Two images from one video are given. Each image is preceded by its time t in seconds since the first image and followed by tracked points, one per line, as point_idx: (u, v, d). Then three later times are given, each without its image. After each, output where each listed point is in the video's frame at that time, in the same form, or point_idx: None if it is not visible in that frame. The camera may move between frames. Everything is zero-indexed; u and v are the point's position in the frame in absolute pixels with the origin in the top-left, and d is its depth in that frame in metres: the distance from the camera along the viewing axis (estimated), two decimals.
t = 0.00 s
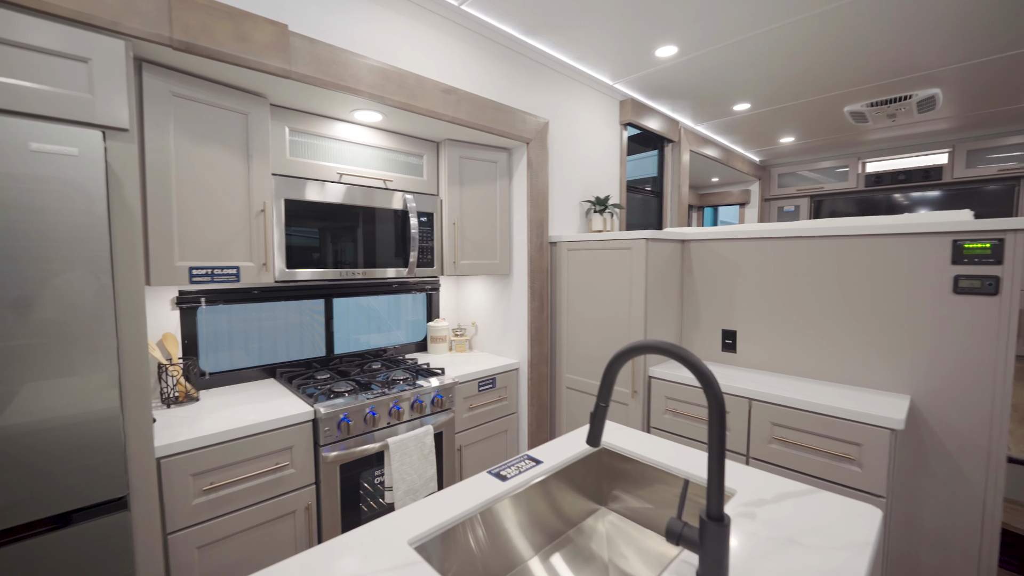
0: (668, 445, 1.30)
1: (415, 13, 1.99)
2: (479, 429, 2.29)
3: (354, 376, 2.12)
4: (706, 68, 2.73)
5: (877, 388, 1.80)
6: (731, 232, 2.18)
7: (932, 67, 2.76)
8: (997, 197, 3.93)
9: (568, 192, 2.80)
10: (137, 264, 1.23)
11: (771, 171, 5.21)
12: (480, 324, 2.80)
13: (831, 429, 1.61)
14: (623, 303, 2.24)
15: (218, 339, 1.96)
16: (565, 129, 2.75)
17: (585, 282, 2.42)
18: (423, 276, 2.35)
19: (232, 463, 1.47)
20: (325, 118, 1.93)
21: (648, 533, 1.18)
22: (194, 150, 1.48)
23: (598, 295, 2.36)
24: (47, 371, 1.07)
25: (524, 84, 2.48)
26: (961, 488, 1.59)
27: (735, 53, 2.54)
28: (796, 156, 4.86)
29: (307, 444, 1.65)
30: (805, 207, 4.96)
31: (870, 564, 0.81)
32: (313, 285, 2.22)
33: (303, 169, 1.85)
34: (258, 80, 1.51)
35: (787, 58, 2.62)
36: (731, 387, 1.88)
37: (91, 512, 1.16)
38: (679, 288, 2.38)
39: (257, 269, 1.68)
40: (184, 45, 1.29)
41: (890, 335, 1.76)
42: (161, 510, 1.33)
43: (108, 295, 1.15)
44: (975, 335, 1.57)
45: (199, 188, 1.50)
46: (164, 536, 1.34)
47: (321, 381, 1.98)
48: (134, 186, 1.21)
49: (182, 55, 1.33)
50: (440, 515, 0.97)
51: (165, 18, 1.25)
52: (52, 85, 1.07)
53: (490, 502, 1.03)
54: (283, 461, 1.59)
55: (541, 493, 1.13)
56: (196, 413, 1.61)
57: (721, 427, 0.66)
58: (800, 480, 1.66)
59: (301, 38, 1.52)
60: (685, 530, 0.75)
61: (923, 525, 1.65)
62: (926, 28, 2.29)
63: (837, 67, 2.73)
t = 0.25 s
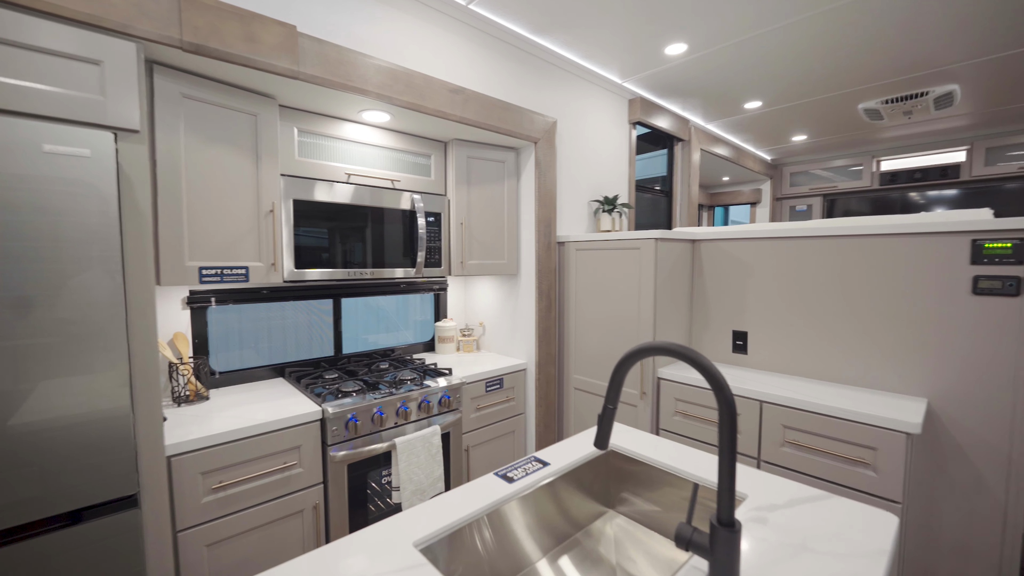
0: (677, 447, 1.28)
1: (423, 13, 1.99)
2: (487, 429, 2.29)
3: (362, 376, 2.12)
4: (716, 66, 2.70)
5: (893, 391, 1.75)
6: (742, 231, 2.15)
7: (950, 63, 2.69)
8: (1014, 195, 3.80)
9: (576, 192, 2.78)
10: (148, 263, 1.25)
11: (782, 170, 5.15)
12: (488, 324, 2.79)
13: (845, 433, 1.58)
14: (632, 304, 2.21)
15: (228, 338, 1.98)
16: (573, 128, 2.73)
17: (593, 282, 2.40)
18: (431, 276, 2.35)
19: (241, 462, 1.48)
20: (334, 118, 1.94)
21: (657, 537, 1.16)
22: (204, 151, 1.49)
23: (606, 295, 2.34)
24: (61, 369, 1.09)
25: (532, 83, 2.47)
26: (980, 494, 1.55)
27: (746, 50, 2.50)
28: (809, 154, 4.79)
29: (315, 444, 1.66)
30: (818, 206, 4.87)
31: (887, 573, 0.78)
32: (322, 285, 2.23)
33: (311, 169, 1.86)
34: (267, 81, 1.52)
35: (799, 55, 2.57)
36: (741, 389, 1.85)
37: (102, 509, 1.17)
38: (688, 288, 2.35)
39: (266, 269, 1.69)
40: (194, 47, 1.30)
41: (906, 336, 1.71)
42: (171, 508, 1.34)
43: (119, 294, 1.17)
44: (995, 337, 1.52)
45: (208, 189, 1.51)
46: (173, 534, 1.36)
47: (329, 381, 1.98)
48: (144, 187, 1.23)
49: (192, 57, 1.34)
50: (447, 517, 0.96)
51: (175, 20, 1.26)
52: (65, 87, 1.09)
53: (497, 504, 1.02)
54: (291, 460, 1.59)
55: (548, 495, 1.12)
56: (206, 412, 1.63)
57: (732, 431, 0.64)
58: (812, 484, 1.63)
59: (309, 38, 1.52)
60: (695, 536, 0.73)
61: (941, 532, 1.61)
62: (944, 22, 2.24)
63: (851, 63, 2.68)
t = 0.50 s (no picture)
0: (686, 450, 1.26)
1: (430, 13, 1.99)
2: (494, 430, 2.28)
3: (369, 375, 2.13)
4: (726, 63, 2.66)
5: (908, 394, 1.71)
6: (753, 231, 2.11)
7: (969, 58, 2.63)
8: None
9: (585, 191, 2.76)
10: (158, 263, 1.26)
11: (794, 168, 5.06)
12: (495, 324, 2.79)
13: (859, 437, 1.54)
14: (640, 305, 2.19)
15: (237, 337, 2.00)
16: (582, 127, 2.71)
17: (601, 282, 2.39)
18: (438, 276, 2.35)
19: (249, 460, 1.49)
20: (342, 119, 1.95)
21: (665, 542, 1.15)
22: (213, 152, 1.50)
23: (614, 295, 2.32)
24: (73, 368, 1.10)
25: (539, 82, 2.46)
26: (1000, 501, 1.50)
27: (757, 47, 2.47)
28: (822, 152, 4.71)
29: (323, 443, 1.67)
30: (831, 204, 4.75)
31: None
32: (331, 285, 2.24)
33: (319, 170, 1.87)
34: (275, 82, 1.53)
35: (812, 52, 2.53)
36: (752, 391, 1.82)
37: (114, 507, 1.19)
38: (698, 288, 2.32)
39: (275, 269, 1.70)
40: (203, 49, 1.31)
41: (922, 339, 1.67)
42: (180, 506, 1.35)
43: (129, 293, 1.18)
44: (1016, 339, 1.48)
45: (217, 190, 1.53)
46: (182, 532, 1.37)
47: (337, 381, 1.99)
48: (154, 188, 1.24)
49: (201, 59, 1.35)
50: (452, 519, 0.96)
51: (185, 22, 1.28)
52: (77, 89, 1.11)
53: (503, 507, 1.01)
54: (299, 459, 1.60)
55: (555, 497, 1.10)
56: (216, 411, 1.65)
57: (742, 436, 0.63)
58: (825, 489, 1.60)
59: (317, 39, 1.53)
60: (703, 542, 0.71)
61: (960, 539, 1.57)
62: (963, 16, 2.18)
63: (866, 59, 2.62)
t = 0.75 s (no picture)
0: (696, 453, 1.24)
1: (438, 13, 1.99)
2: (502, 431, 2.28)
3: (377, 375, 2.14)
4: (737, 61, 2.62)
5: (926, 398, 1.67)
6: (765, 230, 2.08)
7: (989, 53, 2.56)
8: None
9: (593, 191, 2.74)
10: (168, 263, 1.27)
11: (807, 167, 4.97)
12: (503, 325, 2.78)
13: (874, 441, 1.50)
14: (649, 305, 2.17)
15: (247, 337, 2.02)
16: (590, 126, 2.69)
17: (610, 282, 2.37)
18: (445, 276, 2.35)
19: (258, 459, 1.50)
20: (349, 120, 1.96)
21: (673, 546, 1.13)
22: (223, 154, 1.52)
23: (622, 296, 2.30)
24: (85, 366, 1.12)
25: (547, 81, 2.45)
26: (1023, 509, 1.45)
27: (769, 44, 2.43)
28: (836, 151, 4.62)
29: (331, 443, 1.67)
30: (846, 203, 4.65)
31: None
32: (339, 285, 2.25)
33: (328, 171, 1.88)
34: (284, 83, 1.54)
35: (825, 48, 2.48)
36: (763, 394, 1.79)
37: (124, 504, 1.20)
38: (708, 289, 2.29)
39: (283, 269, 1.71)
40: (212, 50, 1.33)
41: (940, 341, 1.63)
42: (190, 504, 1.37)
43: (140, 293, 1.20)
44: None
45: (227, 190, 1.54)
46: (192, 529, 1.38)
47: (345, 380, 2.00)
48: (164, 188, 1.25)
49: (211, 61, 1.36)
50: (457, 521, 0.95)
51: (194, 24, 1.29)
52: (89, 92, 1.12)
53: (508, 509, 1.00)
54: (306, 458, 1.61)
55: (562, 499, 1.09)
56: (225, 409, 1.66)
57: (752, 441, 0.61)
58: (838, 494, 1.57)
59: (325, 41, 1.54)
60: (712, 548, 0.69)
61: (979, 548, 1.52)
62: (983, 10, 2.12)
63: (881, 55, 2.56)
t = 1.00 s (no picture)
0: (706, 456, 1.22)
1: (447, 13, 1.98)
2: (510, 431, 2.27)
3: (386, 375, 2.14)
4: (750, 58, 2.58)
5: (947, 402, 1.61)
6: (779, 230, 2.04)
7: (1014, 46, 2.47)
8: None
9: (603, 190, 2.72)
10: (180, 264, 1.29)
11: (823, 165, 4.88)
12: (512, 325, 2.77)
13: (891, 446, 1.47)
14: (659, 306, 2.14)
15: (259, 336, 2.04)
16: (600, 125, 2.67)
17: (619, 283, 2.34)
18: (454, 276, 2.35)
19: (268, 457, 1.51)
20: (359, 121, 1.97)
21: (683, 551, 1.11)
22: (234, 155, 1.53)
23: (632, 296, 2.28)
24: (99, 365, 1.14)
25: (557, 80, 2.43)
26: None
27: (783, 40, 2.38)
28: (852, 148, 4.53)
29: (340, 442, 1.68)
30: (862, 203, 4.59)
31: None
32: (349, 285, 2.27)
33: (337, 171, 1.89)
34: (294, 84, 1.55)
35: (842, 43, 2.42)
36: (776, 396, 1.76)
37: (136, 501, 1.22)
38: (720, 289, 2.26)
39: (293, 269, 1.72)
40: (224, 53, 1.34)
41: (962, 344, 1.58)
42: (201, 501, 1.38)
43: (152, 293, 1.21)
44: None
45: (238, 191, 1.56)
46: (203, 526, 1.40)
47: (354, 380, 2.01)
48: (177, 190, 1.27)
49: (222, 63, 1.38)
50: (464, 523, 0.94)
51: (206, 27, 1.30)
52: (104, 95, 1.14)
53: (516, 511, 0.99)
54: (316, 457, 1.62)
55: (570, 502, 1.08)
56: (237, 408, 1.68)
57: (764, 447, 0.60)
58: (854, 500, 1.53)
59: (334, 42, 1.54)
60: (722, 555, 0.68)
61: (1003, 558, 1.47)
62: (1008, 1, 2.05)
63: (900, 50, 2.50)
